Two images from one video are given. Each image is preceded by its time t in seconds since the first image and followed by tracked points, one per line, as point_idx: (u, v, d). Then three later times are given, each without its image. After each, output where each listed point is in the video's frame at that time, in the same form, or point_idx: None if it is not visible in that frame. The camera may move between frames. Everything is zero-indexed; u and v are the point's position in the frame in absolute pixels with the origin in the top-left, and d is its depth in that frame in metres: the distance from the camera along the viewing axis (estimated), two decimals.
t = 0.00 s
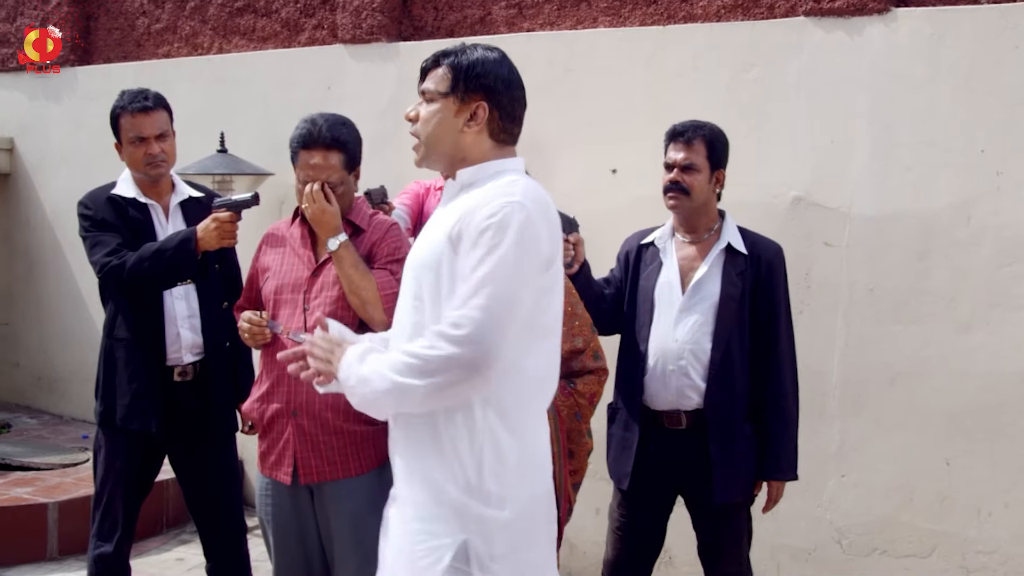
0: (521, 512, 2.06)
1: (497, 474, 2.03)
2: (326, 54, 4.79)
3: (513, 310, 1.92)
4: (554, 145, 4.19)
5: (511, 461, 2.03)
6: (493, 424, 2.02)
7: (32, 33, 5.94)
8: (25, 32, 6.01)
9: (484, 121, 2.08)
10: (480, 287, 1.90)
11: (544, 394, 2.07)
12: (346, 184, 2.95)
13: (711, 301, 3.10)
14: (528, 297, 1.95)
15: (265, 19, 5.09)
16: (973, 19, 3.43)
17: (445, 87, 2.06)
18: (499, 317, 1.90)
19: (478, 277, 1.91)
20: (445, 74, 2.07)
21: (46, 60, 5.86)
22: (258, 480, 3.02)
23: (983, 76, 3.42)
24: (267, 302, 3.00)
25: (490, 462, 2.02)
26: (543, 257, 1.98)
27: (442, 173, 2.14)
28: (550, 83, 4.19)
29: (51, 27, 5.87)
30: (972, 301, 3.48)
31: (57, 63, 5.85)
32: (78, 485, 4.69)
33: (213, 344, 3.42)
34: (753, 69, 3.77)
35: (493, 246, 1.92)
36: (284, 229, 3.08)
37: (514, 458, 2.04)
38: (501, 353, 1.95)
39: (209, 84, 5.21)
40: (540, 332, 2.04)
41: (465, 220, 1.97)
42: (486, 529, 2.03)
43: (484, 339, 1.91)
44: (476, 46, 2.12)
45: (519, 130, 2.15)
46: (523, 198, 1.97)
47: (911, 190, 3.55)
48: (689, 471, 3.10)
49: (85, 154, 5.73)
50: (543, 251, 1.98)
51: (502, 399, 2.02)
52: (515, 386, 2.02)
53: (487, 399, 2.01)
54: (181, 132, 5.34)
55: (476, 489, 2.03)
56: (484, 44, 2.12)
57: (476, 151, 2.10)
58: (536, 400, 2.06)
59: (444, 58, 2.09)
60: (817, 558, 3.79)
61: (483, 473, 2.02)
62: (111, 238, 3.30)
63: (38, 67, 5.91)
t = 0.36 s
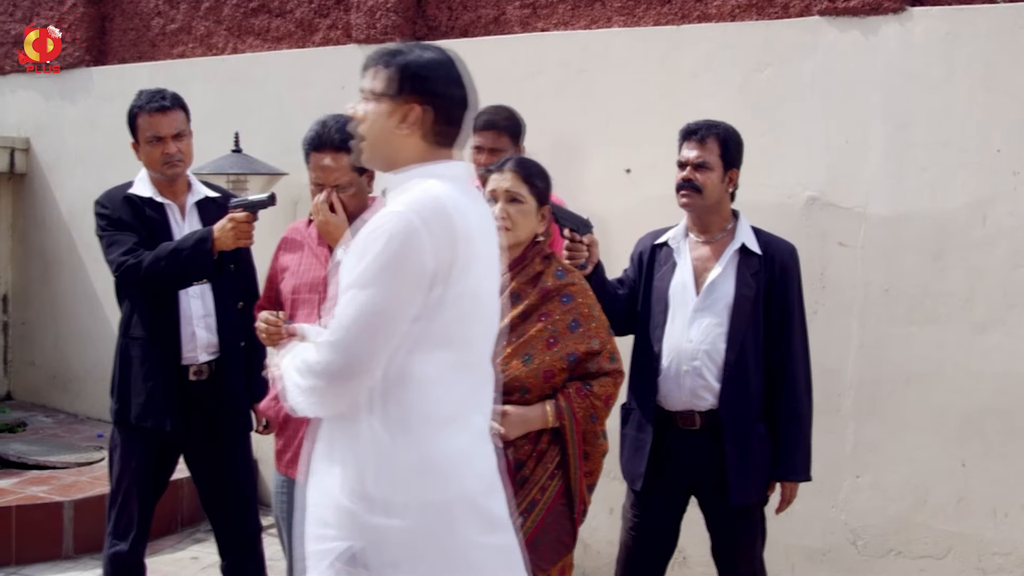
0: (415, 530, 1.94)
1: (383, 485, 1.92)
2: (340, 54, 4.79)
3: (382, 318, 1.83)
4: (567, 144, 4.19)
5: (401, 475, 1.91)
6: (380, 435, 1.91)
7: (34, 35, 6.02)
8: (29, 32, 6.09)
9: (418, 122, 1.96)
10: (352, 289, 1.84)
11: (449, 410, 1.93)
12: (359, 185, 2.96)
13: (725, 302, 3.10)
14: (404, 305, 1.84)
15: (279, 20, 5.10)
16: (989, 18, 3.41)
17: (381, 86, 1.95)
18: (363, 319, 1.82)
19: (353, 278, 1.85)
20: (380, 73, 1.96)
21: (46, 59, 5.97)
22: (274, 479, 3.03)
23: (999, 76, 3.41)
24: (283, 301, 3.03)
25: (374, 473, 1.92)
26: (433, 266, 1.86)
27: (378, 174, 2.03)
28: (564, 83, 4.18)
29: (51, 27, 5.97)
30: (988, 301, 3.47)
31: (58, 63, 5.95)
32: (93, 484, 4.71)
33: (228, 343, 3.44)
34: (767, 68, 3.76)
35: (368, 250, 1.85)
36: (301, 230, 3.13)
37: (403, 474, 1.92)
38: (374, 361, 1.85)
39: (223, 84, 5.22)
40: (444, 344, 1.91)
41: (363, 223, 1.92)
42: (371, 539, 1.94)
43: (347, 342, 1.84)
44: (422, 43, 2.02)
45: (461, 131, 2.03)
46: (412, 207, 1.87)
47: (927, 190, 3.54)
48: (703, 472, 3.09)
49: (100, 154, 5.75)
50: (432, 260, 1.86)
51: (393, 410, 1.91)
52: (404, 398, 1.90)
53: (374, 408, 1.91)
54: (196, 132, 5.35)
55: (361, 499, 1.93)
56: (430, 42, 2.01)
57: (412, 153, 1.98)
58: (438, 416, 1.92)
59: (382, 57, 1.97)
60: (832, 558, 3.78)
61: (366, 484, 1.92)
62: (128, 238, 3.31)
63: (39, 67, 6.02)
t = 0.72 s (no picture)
0: (334, 514, 2.04)
1: (296, 474, 2.02)
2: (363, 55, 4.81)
3: (274, 313, 1.92)
4: (589, 145, 4.19)
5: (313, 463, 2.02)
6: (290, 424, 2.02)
7: (31, 33, 6.18)
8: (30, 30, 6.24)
9: (324, 113, 2.05)
10: (245, 288, 1.94)
11: (354, 397, 2.02)
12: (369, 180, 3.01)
13: (749, 302, 3.09)
14: (295, 299, 1.92)
15: (302, 21, 5.12)
16: (1014, 17, 3.39)
17: (286, 83, 2.03)
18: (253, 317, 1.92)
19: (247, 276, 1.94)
20: (282, 66, 2.04)
21: (45, 59, 6.14)
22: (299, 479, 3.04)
23: None
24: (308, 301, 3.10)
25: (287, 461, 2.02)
26: (323, 256, 1.93)
27: (293, 162, 2.12)
28: (587, 84, 4.18)
29: (51, 28, 6.14)
30: (1013, 302, 3.44)
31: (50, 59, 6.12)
32: (117, 483, 4.73)
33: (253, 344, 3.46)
34: (791, 68, 3.75)
35: (258, 246, 1.93)
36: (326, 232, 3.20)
37: (314, 461, 2.02)
38: (272, 353, 1.95)
39: (246, 86, 5.24)
40: (343, 331, 2.00)
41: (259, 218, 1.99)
42: (291, 527, 2.04)
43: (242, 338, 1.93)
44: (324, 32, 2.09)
45: (369, 117, 2.12)
46: (299, 197, 1.93)
47: (951, 190, 3.52)
48: (726, 474, 3.09)
49: (125, 155, 5.78)
50: (322, 251, 1.93)
51: (299, 398, 2.02)
52: (307, 388, 2.01)
53: (282, 400, 2.02)
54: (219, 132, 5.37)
55: (278, 490, 2.03)
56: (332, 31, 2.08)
57: (322, 142, 2.08)
58: (342, 402, 2.01)
59: (284, 50, 2.05)
60: (856, 561, 3.76)
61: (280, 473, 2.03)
62: (154, 237, 3.33)
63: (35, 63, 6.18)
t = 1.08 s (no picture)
0: (314, 513, 2.10)
1: (276, 472, 2.08)
2: (389, 56, 4.82)
3: (248, 314, 1.99)
4: (616, 145, 4.18)
5: (292, 461, 2.08)
6: (270, 424, 2.08)
7: (37, 35, 6.33)
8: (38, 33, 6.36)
9: (294, 112, 2.15)
10: (222, 291, 2.01)
11: (328, 394, 2.08)
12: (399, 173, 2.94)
13: (777, 303, 3.08)
14: (270, 299, 1.99)
15: (329, 21, 5.13)
16: None
17: (255, 84, 2.15)
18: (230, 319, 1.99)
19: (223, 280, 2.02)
20: (253, 69, 2.15)
21: (46, 59, 6.31)
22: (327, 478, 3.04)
23: None
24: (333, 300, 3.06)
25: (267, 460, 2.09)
26: (294, 256, 2.00)
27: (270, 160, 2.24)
28: (614, 84, 4.18)
29: (52, 28, 6.32)
30: None
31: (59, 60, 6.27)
32: (145, 481, 4.75)
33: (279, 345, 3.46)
34: (819, 68, 3.74)
35: (233, 251, 2.01)
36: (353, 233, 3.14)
37: (291, 460, 2.08)
38: (251, 353, 2.02)
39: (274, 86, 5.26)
40: (318, 330, 2.07)
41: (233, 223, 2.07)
42: (274, 526, 2.10)
43: (222, 341, 2.00)
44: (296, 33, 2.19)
45: (341, 115, 2.22)
46: (272, 199, 2.01)
47: (981, 190, 3.50)
48: (750, 476, 3.08)
49: (153, 155, 5.81)
50: (294, 251, 2.00)
51: (277, 398, 2.08)
52: (286, 387, 2.07)
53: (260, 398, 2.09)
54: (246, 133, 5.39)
55: (260, 490, 2.10)
56: (303, 32, 2.19)
57: (294, 139, 2.18)
58: (318, 400, 2.07)
59: (254, 50, 2.16)
60: (884, 563, 3.74)
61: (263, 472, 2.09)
62: (183, 236, 3.35)
63: (43, 64, 6.32)
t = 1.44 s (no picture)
0: (313, 503, 2.18)
1: (279, 463, 2.16)
2: (416, 56, 4.83)
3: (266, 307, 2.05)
4: (643, 145, 4.17)
5: (295, 453, 2.16)
6: (273, 416, 2.15)
7: (32, 34, 6.52)
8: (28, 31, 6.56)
9: (291, 115, 2.21)
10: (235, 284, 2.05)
11: (330, 387, 2.18)
12: (440, 171, 2.94)
13: (803, 303, 3.06)
14: (284, 291, 2.06)
15: (356, 22, 5.15)
16: None
17: (252, 87, 2.19)
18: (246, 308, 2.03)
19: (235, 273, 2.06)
20: (251, 73, 2.19)
21: (45, 59, 6.48)
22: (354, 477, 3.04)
23: None
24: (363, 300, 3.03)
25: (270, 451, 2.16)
26: (307, 251, 2.09)
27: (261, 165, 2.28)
28: (641, 84, 4.17)
29: (52, 28, 6.49)
30: None
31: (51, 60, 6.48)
32: (173, 480, 4.78)
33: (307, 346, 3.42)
34: (847, 67, 3.72)
35: (250, 245, 2.06)
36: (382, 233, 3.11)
37: (296, 452, 2.16)
38: (262, 344, 2.08)
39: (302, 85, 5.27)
40: (321, 325, 2.16)
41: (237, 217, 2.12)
42: (275, 516, 2.17)
43: (235, 330, 2.04)
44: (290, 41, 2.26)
45: (332, 123, 2.29)
46: (286, 195, 2.09)
47: (1011, 190, 3.47)
48: (777, 476, 3.07)
49: (182, 155, 5.85)
50: (307, 246, 2.09)
51: (281, 391, 2.15)
52: (290, 379, 2.15)
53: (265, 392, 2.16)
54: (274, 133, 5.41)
55: (262, 480, 2.17)
56: (298, 40, 2.25)
57: (287, 143, 2.23)
58: (321, 392, 2.17)
59: (251, 56, 2.21)
60: (913, 566, 3.72)
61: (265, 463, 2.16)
62: (214, 236, 3.37)
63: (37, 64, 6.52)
